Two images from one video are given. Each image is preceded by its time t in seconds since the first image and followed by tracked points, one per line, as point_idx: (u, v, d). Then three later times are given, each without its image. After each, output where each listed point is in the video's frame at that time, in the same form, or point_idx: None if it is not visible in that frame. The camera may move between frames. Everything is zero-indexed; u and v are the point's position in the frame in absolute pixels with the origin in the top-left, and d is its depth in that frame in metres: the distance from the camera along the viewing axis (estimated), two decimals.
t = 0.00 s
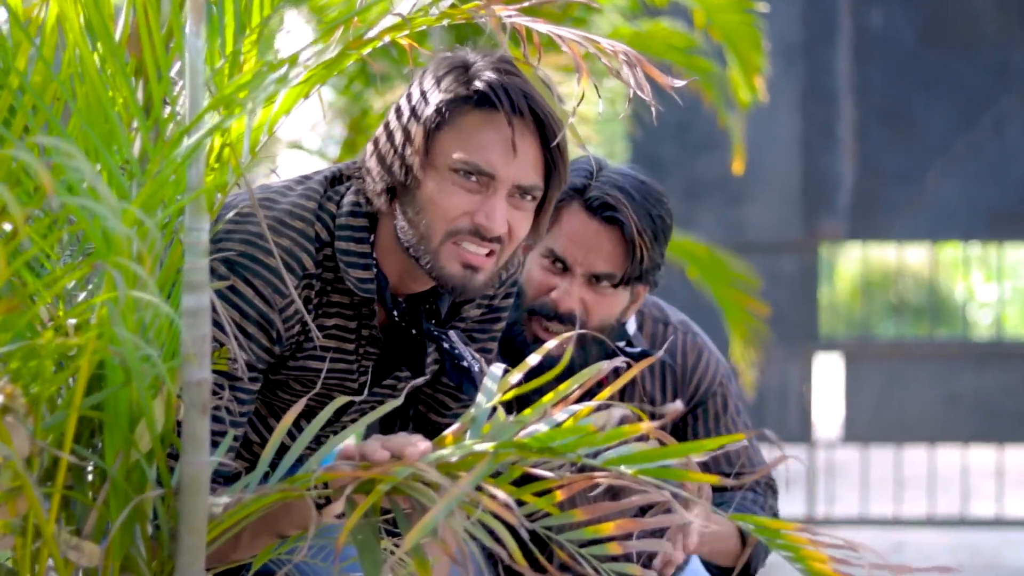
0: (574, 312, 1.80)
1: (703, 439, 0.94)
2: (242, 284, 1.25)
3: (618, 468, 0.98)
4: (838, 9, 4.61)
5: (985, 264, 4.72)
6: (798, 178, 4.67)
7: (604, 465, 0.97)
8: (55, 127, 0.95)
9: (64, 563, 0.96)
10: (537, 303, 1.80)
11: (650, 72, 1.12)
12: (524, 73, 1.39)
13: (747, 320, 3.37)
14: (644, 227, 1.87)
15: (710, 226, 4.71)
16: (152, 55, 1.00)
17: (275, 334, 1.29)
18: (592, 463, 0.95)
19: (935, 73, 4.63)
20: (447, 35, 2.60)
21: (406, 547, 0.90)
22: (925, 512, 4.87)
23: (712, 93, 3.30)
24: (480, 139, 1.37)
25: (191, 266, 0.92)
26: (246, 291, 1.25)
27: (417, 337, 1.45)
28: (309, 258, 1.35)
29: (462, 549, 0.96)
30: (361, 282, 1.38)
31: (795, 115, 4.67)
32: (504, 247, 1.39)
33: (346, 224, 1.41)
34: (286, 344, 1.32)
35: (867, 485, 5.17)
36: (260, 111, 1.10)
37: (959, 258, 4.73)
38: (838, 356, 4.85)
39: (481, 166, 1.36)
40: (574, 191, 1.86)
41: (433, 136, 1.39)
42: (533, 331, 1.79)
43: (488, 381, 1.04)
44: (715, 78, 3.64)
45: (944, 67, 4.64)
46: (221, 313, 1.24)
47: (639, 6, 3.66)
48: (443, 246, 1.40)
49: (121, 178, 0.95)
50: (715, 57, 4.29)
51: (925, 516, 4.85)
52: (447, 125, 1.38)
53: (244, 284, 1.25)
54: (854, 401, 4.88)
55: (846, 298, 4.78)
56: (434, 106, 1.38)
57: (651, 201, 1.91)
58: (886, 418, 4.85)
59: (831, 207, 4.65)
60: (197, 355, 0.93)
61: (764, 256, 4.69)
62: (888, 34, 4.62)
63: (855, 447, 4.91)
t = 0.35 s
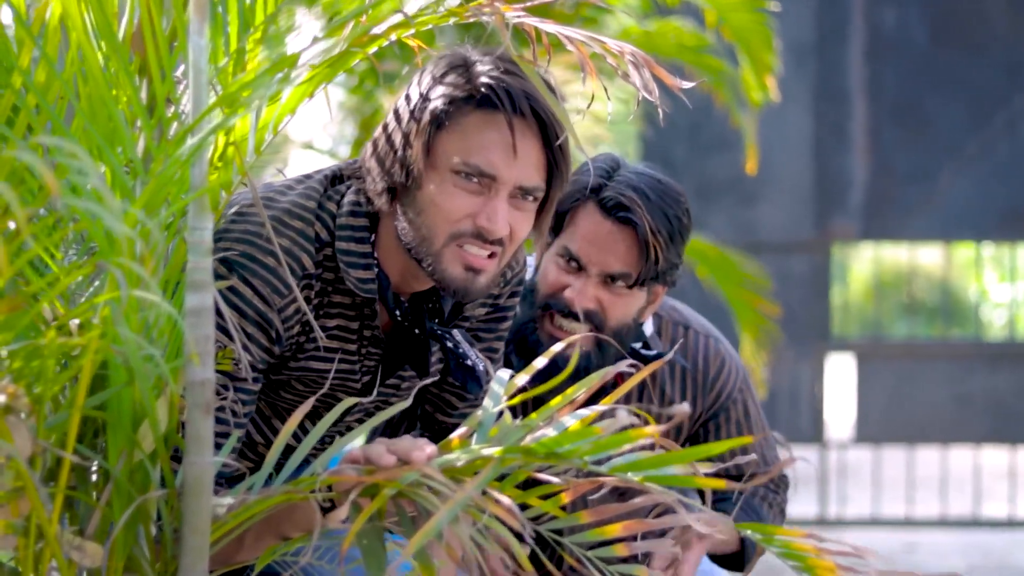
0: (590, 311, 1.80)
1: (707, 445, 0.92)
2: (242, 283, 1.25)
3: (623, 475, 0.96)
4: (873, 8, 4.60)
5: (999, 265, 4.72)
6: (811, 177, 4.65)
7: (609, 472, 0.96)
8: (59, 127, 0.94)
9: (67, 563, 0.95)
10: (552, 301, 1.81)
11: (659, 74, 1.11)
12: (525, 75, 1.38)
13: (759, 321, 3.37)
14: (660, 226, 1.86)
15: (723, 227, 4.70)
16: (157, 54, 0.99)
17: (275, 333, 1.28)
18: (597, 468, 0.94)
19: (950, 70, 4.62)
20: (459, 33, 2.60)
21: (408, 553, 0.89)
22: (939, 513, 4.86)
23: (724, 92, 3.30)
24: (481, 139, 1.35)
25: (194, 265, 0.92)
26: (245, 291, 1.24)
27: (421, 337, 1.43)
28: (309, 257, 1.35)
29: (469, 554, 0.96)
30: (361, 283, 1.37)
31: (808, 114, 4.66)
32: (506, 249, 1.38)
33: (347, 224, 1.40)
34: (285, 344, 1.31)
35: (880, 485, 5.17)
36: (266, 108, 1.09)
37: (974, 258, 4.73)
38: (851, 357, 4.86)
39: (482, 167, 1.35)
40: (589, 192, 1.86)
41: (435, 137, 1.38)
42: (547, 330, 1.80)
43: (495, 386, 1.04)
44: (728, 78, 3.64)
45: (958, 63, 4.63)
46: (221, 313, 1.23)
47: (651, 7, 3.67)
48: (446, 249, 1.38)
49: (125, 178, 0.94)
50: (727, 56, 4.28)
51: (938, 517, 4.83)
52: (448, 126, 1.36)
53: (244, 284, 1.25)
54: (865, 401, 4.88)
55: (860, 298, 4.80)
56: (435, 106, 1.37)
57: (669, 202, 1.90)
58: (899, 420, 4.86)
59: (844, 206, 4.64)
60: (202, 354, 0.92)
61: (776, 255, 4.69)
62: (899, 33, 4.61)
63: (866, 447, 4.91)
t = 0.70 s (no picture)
0: (600, 307, 1.82)
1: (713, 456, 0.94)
2: (250, 283, 1.25)
3: (630, 482, 0.98)
4: (860, 9, 4.62)
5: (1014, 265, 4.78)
6: (825, 178, 4.68)
7: (618, 480, 0.98)
8: (65, 127, 0.94)
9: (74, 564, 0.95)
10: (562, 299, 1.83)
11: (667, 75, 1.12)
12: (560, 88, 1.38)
13: (770, 321, 3.41)
14: (666, 219, 1.87)
15: (736, 227, 4.73)
16: (162, 54, 0.98)
17: (283, 333, 1.28)
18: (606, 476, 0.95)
19: (935, 71, 4.64)
20: (469, 35, 2.61)
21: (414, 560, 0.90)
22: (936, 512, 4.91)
23: (737, 92, 3.34)
24: (522, 156, 1.36)
25: (200, 265, 0.91)
26: (253, 290, 1.25)
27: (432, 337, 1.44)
28: (317, 257, 1.37)
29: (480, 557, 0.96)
30: (371, 285, 1.38)
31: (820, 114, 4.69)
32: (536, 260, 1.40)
33: (357, 226, 1.41)
34: (293, 344, 1.31)
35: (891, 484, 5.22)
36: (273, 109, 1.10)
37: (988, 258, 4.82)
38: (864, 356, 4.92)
39: (523, 184, 1.36)
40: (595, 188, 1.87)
41: (472, 148, 1.37)
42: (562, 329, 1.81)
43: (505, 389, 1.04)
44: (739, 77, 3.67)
45: (945, 59, 4.64)
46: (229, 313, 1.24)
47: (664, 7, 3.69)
48: (479, 260, 1.39)
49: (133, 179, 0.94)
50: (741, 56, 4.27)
51: (952, 518, 5.00)
52: (489, 140, 1.36)
53: (251, 284, 1.25)
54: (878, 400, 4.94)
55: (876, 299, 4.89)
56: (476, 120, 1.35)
57: (673, 194, 1.92)
58: (914, 420, 4.90)
59: (858, 205, 4.68)
60: (207, 355, 0.91)
61: (789, 255, 4.73)
62: (885, 34, 4.63)
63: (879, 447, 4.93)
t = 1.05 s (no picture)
0: (605, 288, 1.92)
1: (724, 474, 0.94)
2: (265, 277, 1.25)
3: (642, 495, 0.98)
4: (875, 7, 4.60)
5: None
6: (839, 178, 4.68)
7: (629, 491, 0.98)
8: (73, 124, 0.94)
9: (81, 562, 0.95)
10: (567, 284, 1.93)
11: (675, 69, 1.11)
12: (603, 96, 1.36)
13: (785, 320, 3.40)
14: (663, 195, 1.94)
15: (751, 227, 4.71)
16: (170, 51, 0.99)
17: (297, 329, 1.29)
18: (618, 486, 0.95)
19: (952, 70, 4.61)
20: (481, 35, 2.61)
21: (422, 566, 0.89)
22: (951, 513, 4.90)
23: (751, 90, 3.31)
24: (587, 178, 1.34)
25: (208, 263, 0.91)
26: (268, 284, 1.25)
27: (450, 333, 1.45)
28: (333, 253, 1.36)
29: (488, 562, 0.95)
30: (389, 284, 1.37)
31: (835, 112, 4.69)
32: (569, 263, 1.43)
33: (375, 224, 1.40)
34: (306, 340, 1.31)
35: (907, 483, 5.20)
36: (281, 106, 1.10)
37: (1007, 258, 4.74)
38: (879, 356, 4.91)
39: (586, 205, 1.35)
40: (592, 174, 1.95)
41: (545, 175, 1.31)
42: (567, 315, 1.93)
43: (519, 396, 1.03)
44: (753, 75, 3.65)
45: (961, 58, 4.60)
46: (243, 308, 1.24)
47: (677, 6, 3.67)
48: (533, 276, 1.39)
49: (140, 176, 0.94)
50: (755, 55, 4.26)
51: (968, 517, 4.97)
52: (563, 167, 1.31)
53: (267, 278, 1.25)
54: (894, 400, 4.92)
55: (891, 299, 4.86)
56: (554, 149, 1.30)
57: (668, 171, 1.98)
58: (928, 417, 4.89)
59: (873, 205, 4.66)
60: (215, 352, 0.91)
61: (805, 255, 4.72)
62: (900, 33, 4.60)
63: (895, 446, 4.96)
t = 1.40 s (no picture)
0: (610, 284, 1.92)
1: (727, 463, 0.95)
2: (272, 269, 1.25)
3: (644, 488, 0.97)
4: (888, 5, 4.57)
5: None
6: (853, 174, 4.64)
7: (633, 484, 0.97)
8: (77, 123, 0.94)
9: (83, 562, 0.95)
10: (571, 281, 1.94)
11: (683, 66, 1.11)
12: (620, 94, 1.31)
13: (798, 319, 3.39)
14: (666, 188, 1.93)
15: (764, 227, 4.70)
16: (173, 49, 0.98)
17: (305, 321, 1.29)
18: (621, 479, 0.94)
19: (966, 69, 4.58)
20: (493, 35, 2.61)
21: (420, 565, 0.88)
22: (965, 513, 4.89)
23: (765, 90, 3.30)
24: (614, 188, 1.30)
25: (211, 260, 0.91)
26: (276, 277, 1.25)
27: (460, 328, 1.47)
28: (341, 246, 1.37)
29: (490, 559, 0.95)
30: (398, 281, 1.38)
31: (850, 109, 4.63)
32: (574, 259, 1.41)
33: (385, 221, 1.40)
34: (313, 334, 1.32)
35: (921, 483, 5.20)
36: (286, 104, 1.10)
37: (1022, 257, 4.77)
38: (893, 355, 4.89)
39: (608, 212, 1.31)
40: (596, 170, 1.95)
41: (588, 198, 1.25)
42: (574, 308, 1.92)
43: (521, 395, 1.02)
44: (766, 74, 3.63)
45: (974, 57, 4.58)
46: (252, 300, 1.25)
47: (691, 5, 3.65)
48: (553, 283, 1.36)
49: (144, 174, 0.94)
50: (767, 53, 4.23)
51: (981, 517, 4.97)
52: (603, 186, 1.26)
53: (275, 272, 1.26)
54: (908, 400, 4.91)
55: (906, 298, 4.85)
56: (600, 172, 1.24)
57: (671, 164, 1.96)
58: (942, 416, 4.88)
59: (886, 204, 4.64)
60: (217, 351, 0.91)
61: (818, 254, 4.69)
62: (914, 31, 4.57)
63: (909, 446, 4.96)
